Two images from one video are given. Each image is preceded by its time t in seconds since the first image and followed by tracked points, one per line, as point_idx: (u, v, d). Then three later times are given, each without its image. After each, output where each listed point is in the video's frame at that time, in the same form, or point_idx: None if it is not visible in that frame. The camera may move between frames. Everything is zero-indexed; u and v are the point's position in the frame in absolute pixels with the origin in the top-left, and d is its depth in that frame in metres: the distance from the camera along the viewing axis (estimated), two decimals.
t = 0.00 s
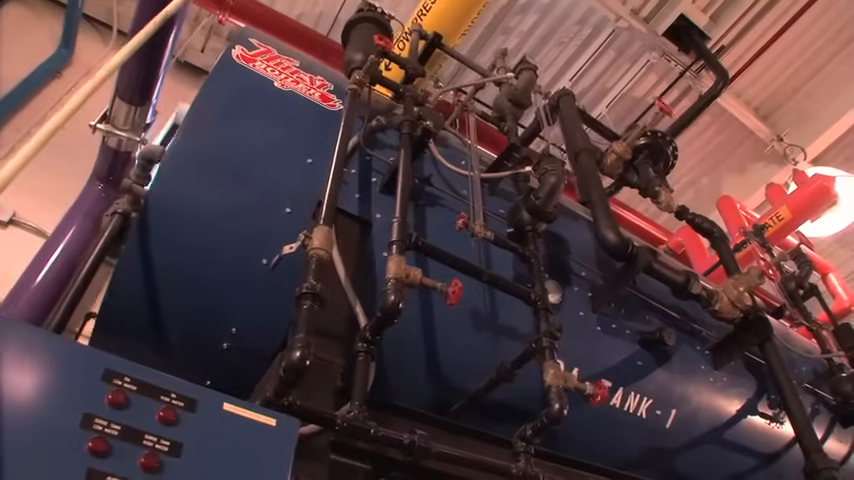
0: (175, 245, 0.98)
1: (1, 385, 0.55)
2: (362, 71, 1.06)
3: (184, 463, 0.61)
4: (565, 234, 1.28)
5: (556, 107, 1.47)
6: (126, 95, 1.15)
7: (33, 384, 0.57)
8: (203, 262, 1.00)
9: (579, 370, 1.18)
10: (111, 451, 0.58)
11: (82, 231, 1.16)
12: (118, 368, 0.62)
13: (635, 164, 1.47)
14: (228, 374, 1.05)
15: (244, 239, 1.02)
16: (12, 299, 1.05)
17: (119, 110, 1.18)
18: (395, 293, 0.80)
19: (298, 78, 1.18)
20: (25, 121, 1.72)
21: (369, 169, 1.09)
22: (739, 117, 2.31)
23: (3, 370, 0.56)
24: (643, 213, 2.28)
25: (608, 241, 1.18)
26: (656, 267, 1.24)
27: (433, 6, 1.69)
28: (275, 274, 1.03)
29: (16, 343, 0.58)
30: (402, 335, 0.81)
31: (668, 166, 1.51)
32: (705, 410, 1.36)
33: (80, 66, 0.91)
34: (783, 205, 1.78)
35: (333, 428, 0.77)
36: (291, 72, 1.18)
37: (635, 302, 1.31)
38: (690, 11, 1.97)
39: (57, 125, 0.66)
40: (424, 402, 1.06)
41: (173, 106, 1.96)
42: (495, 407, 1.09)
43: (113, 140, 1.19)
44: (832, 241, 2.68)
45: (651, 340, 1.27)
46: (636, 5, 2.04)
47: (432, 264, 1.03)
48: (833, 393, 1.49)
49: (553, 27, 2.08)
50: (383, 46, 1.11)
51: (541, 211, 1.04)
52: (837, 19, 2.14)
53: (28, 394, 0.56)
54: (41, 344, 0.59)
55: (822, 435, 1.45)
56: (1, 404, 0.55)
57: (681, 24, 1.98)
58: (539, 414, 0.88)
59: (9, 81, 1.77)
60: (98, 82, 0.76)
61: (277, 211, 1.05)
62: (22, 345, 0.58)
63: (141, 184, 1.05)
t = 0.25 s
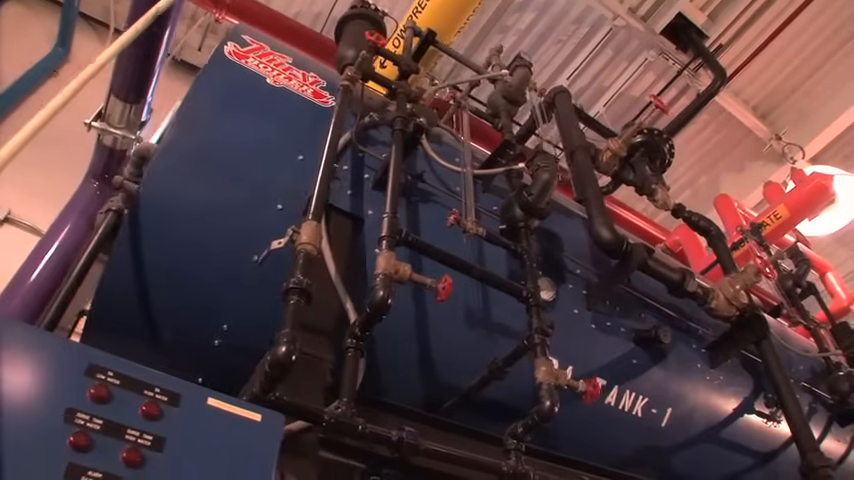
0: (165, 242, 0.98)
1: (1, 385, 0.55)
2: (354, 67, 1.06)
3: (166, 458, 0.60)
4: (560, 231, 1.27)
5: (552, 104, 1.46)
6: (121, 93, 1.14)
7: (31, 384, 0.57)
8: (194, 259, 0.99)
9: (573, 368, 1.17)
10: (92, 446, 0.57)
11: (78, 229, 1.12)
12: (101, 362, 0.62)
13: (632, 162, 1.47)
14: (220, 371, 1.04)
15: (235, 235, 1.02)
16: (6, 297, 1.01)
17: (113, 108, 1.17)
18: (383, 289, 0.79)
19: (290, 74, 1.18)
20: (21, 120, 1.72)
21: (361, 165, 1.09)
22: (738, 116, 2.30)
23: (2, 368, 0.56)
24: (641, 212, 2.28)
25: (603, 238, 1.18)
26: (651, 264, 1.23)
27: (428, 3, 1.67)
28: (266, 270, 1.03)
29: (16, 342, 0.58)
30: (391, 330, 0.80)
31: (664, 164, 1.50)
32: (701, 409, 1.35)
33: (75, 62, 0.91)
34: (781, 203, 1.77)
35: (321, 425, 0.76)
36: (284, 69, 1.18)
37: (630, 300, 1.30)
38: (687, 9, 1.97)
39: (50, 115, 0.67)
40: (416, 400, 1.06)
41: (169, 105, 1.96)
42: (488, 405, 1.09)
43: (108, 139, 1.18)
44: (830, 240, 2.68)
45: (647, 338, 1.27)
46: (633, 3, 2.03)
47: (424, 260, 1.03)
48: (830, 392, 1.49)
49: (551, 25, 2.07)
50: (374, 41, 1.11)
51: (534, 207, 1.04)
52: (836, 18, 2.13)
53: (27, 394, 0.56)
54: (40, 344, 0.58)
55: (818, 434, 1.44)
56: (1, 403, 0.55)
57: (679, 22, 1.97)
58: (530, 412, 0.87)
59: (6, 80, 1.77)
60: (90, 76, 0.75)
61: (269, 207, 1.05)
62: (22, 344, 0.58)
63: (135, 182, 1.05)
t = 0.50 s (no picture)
0: (155, 238, 0.97)
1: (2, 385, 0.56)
2: (346, 63, 1.06)
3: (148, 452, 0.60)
4: (554, 228, 1.27)
5: (548, 101, 1.46)
6: (116, 91, 1.13)
7: (31, 384, 0.57)
8: (184, 256, 0.99)
9: (567, 367, 1.16)
10: (73, 440, 0.57)
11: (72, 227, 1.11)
12: (83, 357, 0.61)
13: (628, 159, 1.46)
14: (210, 369, 1.03)
15: (226, 232, 1.01)
16: None
17: (108, 106, 1.16)
18: (371, 284, 0.79)
19: (282, 70, 1.17)
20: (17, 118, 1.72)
21: (353, 161, 1.09)
22: (737, 115, 2.29)
23: (3, 368, 0.56)
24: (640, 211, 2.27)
25: (597, 235, 1.16)
26: (645, 261, 1.22)
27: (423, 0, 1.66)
28: (257, 267, 1.02)
29: (17, 343, 0.58)
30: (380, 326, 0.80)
31: (660, 162, 1.49)
32: (697, 407, 1.35)
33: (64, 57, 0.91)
34: (779, 202, 1.77)
35: (308, 421, 0.75)
36: (276, 65, 1.17)
37: (625, 297, 1.30)
38: (685, 7, 1.97)
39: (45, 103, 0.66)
40: (408, 397, 1.06)
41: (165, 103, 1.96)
42: (480, 403, 1.08)
43: (104, 136, 1.17)
44: (829, 239, 2.67)
45: (642, 336, 1.26)
46: (631, 2, 2.02)
47: (416, 257, 1.02)
48: (828, 391, 1.48)
49: (548, 24, 2.07)
50: (365, 37, 1.10)
51: (526, 203, 1.03)
52: (834, 16, 2.12)
53: (27, 395, 0.57)
54: (41, 345, 0.59)
55: (815, 433, 1.44)
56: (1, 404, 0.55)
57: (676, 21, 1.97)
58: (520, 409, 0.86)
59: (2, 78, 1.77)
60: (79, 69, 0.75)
61: (260, 204, 1.04)
62: (22, 344, 0.59)
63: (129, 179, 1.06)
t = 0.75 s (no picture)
0: (145, 233, 0.97)
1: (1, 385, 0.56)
2: (337, 59, 1.05)
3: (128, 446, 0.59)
4: (548, 225, 1.26)
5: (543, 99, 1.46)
6: (110, 89, 1.14)
7: (32, 384, 0.57)
8: (175, 251, 0.98)
9: (561, 365, 1.16)
10: (53, 434, 0.57)
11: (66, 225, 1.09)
12: (65, 350, 0.61)
13: (623, 157, 1.46)
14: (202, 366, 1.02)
15: (216, 227, 1.01)
16: None
17: (103, 104, 1.16)
18: (359, 279, 0.78)
19: (275, 67, 1.17)
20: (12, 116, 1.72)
21: (344, 157, 1.08)
22: (735, 114, 2.28)
23: (3, 368, 0.57)
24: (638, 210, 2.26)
25: (592, 233, 1.16)
26: (640, 259, 1.20)
27: None
28: (248, 263, 1.02)
29: (17, 343, 0.58)
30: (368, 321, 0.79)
31: (657, 160, 1.49)
32: (693, 406, 1.34)
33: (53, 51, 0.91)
34: (776, 200, 1.76)
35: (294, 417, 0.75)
36: (268, 61, 1.17)
37: (620, 295, 1.29)
38: (683, 5, 1.98)
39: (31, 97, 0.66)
40: (400, 396, 1.05)
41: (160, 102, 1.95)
42: (471, 400, 1.08)
43: (98, 135, 1.17)
44: (827, 238, 2.66)
45: (637, 334, 1.25)
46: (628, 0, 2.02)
47: (408, 253, 1.02)
48: (824, 389, 1.47)
49: (546, 22, 2.06)
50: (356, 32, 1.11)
51: (518, 200, 1.02)
52: (832, 14, 2.11)
53: (19, 392, 0.57)
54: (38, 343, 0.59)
55: (812, 433, 1.43)
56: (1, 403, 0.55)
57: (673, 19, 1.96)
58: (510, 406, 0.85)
59: None
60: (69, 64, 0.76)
61: (251, 199, 1.04)
62: (21, 343, 0.59)
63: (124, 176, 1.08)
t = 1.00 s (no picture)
0: (135, 230, 0.96)
1: None
2: (327, 54, 1.05)
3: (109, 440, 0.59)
4: (542, 223, 1.25)
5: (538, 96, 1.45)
6: (105, 86, 1.14)
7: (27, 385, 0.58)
8: (165, 248, 0.97)
9: (555, 362, 1.15)
10: (30, 427, 0.56)
11: (60, 224, 1.07)
12: (46, 344, 0.61)
13: (618, 154, 1.45)
14: (192, 363, 1.01)
15: (206, 223, 1.00)
16: None
17: (97, 101, 1.16)
18: (346, 274, 0.78)
19: (266, 63, 1.16)
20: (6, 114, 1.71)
21: (335, 153, 1.08)
22: (733, 112, 2.28)
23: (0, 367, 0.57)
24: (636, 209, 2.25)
25: (585, 229, 1.15)
26: (634, 256, 1.19)
27: None
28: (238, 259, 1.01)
29: (9, 342, 0.59)
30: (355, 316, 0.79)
31: (652, 157, 1.48)
32: (689, 404, 1.33)
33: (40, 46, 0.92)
34: (774, 198, 1.75)
35: (279, 412, 0.74)
36: (260, 57, 1.16)
37: (614, 292, 1.28)
38: (681, 3, 1.97)
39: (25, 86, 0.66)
40: (392, 393, 1.05)
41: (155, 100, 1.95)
42: (462, 397, 1.07)
43: (93, 132, 1.16)
44: (826, 237, 2.66)
45: (632, 331, 1.24)
46: None
47: (399, 250, 1.01)
48: (822, 388, 1.46)
49: (543, 20, 2.05)
50: (347, 27, 1.10)
51: (510, 195, 1.01)
52: (830, 12, 2.11)
53: None
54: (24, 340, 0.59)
55: (809, 432, 1.42)
56: None
57: (671, 17, 1.97)
58: (499, 403, 0.84)
59: None
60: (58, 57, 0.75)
61: (240, 195, 1.03)
62: (12, 341, 0.59)
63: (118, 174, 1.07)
